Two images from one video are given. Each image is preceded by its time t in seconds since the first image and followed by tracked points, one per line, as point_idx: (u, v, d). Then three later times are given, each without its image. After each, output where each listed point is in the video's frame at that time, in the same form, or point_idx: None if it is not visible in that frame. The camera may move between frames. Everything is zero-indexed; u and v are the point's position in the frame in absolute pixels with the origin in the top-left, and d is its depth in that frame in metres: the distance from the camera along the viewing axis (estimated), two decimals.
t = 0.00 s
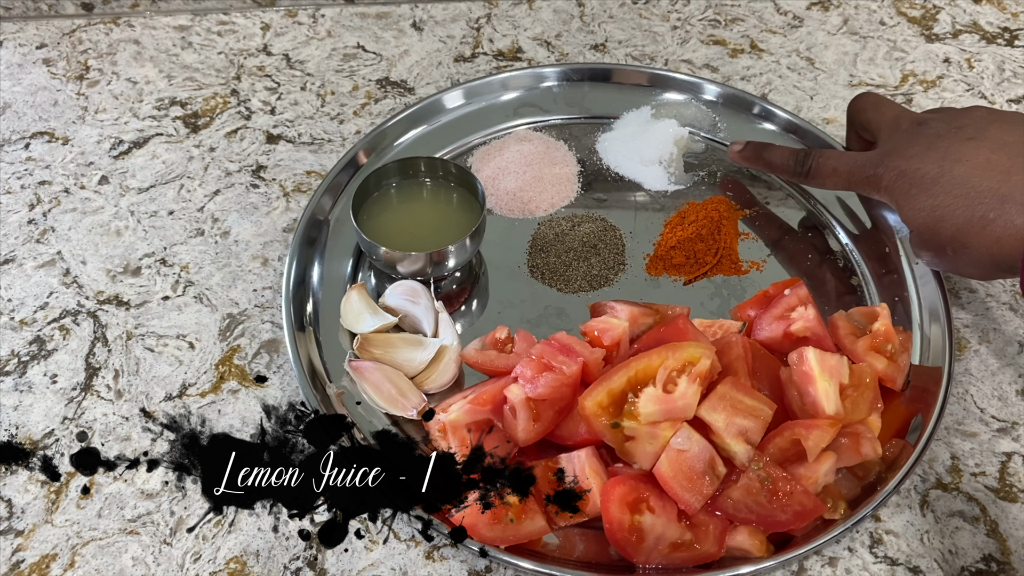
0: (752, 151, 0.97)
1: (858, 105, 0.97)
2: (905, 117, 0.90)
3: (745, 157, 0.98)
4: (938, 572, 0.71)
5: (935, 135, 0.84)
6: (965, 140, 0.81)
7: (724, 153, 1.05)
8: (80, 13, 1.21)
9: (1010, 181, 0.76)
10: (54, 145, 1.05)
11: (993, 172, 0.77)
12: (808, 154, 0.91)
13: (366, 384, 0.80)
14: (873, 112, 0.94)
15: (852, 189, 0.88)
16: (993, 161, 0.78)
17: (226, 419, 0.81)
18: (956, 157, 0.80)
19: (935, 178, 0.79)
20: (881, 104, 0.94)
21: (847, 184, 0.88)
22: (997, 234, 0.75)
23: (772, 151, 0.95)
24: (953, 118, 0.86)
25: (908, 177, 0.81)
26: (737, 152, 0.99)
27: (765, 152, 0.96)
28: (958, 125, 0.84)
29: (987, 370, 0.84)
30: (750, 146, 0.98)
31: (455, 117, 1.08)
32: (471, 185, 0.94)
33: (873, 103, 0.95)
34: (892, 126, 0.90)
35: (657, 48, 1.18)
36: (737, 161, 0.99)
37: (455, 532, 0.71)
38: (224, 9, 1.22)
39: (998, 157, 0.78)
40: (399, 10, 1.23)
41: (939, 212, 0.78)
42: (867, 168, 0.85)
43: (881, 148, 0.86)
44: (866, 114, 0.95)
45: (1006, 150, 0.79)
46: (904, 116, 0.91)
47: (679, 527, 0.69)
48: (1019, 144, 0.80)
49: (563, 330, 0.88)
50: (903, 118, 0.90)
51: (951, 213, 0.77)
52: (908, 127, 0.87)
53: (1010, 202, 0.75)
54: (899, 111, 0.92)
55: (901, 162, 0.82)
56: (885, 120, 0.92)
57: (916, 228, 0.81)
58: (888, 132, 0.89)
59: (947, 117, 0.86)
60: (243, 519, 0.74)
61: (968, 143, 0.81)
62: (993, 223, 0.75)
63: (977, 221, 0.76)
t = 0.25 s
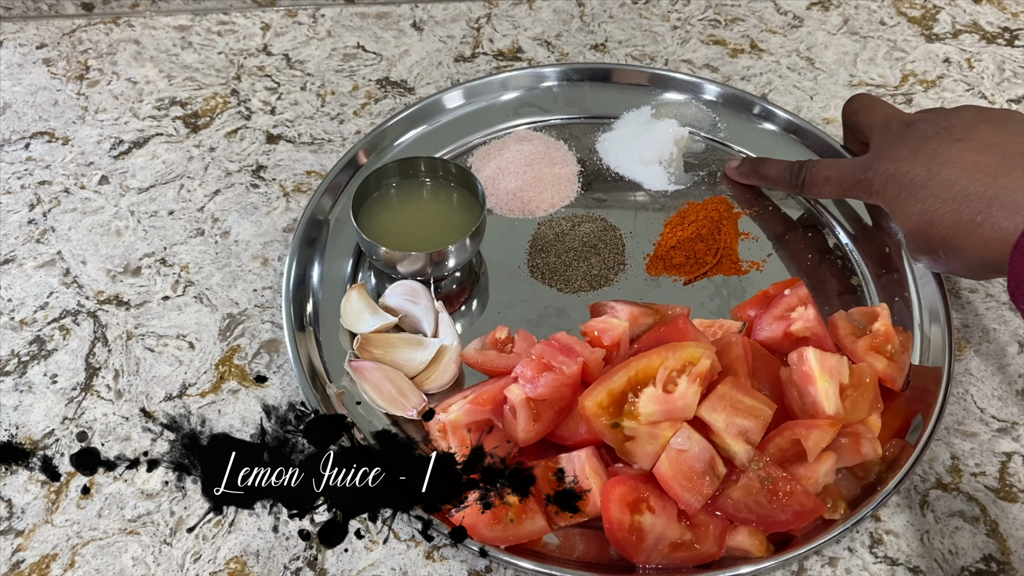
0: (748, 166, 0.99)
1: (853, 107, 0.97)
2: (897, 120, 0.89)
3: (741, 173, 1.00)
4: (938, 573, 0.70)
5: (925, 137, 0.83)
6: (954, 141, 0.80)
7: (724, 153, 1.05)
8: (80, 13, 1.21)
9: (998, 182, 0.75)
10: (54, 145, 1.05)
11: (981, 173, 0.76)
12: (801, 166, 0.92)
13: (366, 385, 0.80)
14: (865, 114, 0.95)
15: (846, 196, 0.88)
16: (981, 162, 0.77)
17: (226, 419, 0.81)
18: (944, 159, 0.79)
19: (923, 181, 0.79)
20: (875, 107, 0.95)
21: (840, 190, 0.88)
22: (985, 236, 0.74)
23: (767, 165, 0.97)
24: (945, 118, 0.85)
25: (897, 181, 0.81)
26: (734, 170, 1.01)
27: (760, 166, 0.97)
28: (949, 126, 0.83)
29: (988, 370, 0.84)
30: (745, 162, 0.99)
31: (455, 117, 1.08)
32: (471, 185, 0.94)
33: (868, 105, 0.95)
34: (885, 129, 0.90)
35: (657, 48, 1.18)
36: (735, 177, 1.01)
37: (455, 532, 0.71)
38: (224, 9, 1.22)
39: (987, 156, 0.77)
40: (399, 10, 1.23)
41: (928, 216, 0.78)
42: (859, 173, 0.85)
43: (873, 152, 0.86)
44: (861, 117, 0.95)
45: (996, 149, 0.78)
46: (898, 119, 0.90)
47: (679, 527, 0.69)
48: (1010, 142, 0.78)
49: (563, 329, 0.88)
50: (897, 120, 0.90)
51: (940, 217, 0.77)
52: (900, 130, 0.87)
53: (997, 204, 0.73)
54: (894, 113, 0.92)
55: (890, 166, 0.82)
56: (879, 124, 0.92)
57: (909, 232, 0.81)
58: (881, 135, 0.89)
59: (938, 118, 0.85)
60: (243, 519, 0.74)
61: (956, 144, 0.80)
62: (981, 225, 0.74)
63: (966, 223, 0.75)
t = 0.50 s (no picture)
0: (747, 167, 0.99)
1: (853, 107, 0.97)
2: (896, 120, 0.89)
3: (740, 175, 1.00)
4: (938, 573, 0.71)
5: (923, 138, 0.83)
6: (951, 141, 0.80)
7: (724, 153, 1.05)
8: (80, 13, 1.21)
9: (995, 183, 0.75)
10: (54, 145, 1.05)
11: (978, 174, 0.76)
12: (800, 167, 0.92)
13: (366, 385, 0.80)
14: (864, 114, 0.94)
15: (845, 197, 0.88)
16: (978, 163, 0.77)
17: (226, 420, 0.81)
18: (942, 159, 0.79)
19: (920, 183, 0.79)
20: (875, 106, 0.94)
21: (839, 191, 0.88)
22: (983, 237, 0.74)
23: (766, 166, 0.97)
24: (943, 118, 0.85)
25: (895, 182, 0.81)
26: (734, 171, 1.01)
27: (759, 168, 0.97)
28: (946, 126, 0.83)
29: (988, 370, 0.84)
30: (744, 163, 0.99)
31: (455, 117, 1.08)
32: (471, 185, 0.94)
33: (868, 105, 0.95)
34: (883, 129, 0.89)
35: (657, 48, 1.18)
36: (735, 178, 1.01)
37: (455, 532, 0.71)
38: (224, 9, 1.22)
39: (984, 157, 0.77)
40: (399, 10, 1.23)
41: (926, 218, 0.78)
42: (857, 173, 0.85)
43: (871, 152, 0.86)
44: (861, 117, 0.95)
45: (993, 150, 0.78)
46: (897, 118, 0.90)
47: (679, 527, 0.69)
48: (1007, 143, 0.78)
49: (563, 329, 0.88)
50: (895, 120, 0.89)
51: (937, 218, 0.77)
52: (898, 130, 0.87)
53: (995, 205, 0.74)
54: (893, 112, 0.92)
55: (887, 167, 0.82)
56: (878, 124, 0.92)
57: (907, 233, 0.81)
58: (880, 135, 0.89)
59: (936, 118, 0.85)
60: (244, 519, 0.74)
61: (954, 144, 0.80)
62: (979, 226, 0.74)
63: (964, 224, 0.75)
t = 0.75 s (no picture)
0: (746, 166, 0.99)
1: (852, 106, 0.97)
2: (894, 120, 0.89)
3: (740, 175, 1.00)
4: (938, 572, 0.70)
5: (921, 137, 0.83)
6: (950, 140, 0.80)
7: (724, 153, 1.05)
8: (80, 13, 1.21)
9: (995, 182, 0.75)
10: (54, 145, 1.05)
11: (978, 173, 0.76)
12: (799, 167, 0.92)
13: (366, 384, 0.80)
14: (864, 113, 0.94)
15: (844, 196, 0.88)
16: (977, 162, 0.77)
17: (226, 420, 0.81)
18: (941, 158, 0.79)
19: (920, 182, 0.79)
20: (874, 105, 0.94)
21: (839, 190, 0.88)
22: (984, 236, 0.74)
23: (765, 166, 0.97)
24: (941, 118, 0.85)
25: (894, 181, 0.81)
26: (734, 171, 1.01)
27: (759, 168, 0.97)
28: (944, 125, 0.83)
29: (988, 370, 0.84)
30: (744, 163, 0.99)
31: (455, 117, 1.08)
32: (471, 185, 0.94)
33: (867, 104, 0.95)
34: (882, 129, 0.89)
35: (657, 48, 1.18)
36: (734, 177, 1.01)
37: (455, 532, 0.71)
38: (224, 9, 1.22)
39: (984, 156, 0.77)
40: (399, 10, 1.23)
41: (926, 217, 0.78)
42: (856, 173, 0.85)
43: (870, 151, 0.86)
44: (859, 117, 0.95)
45: (992, 149, 0.78)
46: (896, 118, 0.90)
47: (679, 527, 0.69)
48: (1005, 142, 0.79)
49: (563, 329, 0.88)
50: (893, 120, 0.89)
51: (938, 217, 0.77)
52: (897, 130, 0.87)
53: (996, 204, 0.74)
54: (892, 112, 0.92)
55: (886, 166, 0.82)
56: (877, 123, 0.91)
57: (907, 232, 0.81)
58: (878, 135, 0.89)
59: (934, 117, 0.85)
60: (244, 519, 0.74)
61: (953, 143, 0.80)
62: (979, 225, 0.74)
63: (965, 223, 0.75)
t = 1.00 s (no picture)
0: (746, 166, 0.99)
1: (852, 106, 0.97)
2: (894, 119, 0.89)
3: (739, 175, 1.00)
4: (938, 572, 0.70)
5: (922, 136, 0.83)
6: (951, 140, 0.81)
7: (724, 153, 1.05)
8: (80, 13, 1.21)
9: (996, 181, 0.75)
10: (54, 145, 1.05)
11: (979, 172, 0.76)
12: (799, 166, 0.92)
13: (366, 385, 0.80)
14: (863, 113, 0.94)
15: (844, 196, 0.88)
16: (978, 161, 0.77)
17: (226, 420, 0.81)
18: (941, 158, 0.79)
19: (921, 181, 0.79)
20: (872, 105, 0.94)
21: (839, 190, 0.88)
22: (986, 235, 0.74)
23: (765, 165, 0.97)
24: (941, 118, 0.85)
25: (895, 180, 0.81)
26: (734, 171, 1.01)
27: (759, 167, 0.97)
28: (945, 124, 0.83)
29: (987, 370, 0.84)
30: (743, 163, 0.99)
31: (454, 116, 1.08)
32: (471, 185, 0.94)
33: (866, 104, 0.95)
34: (882, 128, 0.89)
35: (657, 48, 1.18)
36: (734, 177, 1.01)
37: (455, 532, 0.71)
38: (224, 9, 1.22)
39: (984, 156, 0.78)
40: (399, 10, 1.23)
41: (927, 215, 0.78)
42: (856, 172, 0.85)
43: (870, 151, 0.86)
44: (857, 115, 0.95)
45: (993, 148, 0.78)
46: (895, 118, 0.90)
47: (679, 527, 0.69)
48: (1005, 142, 0.79)
49: (563, 330, 0.88)
50: (893, 120, 0.90)
51: (938, 215, 0.77)
52: (897, 130, 0.87)
53: (997, 203, 0.74)
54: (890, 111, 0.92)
55: (887, 165, 0.82)
56: (876, 123, 0.92)
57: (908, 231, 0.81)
58: (877, 135, 0.89)
59: (934, 117, 0.85)
60: (243, 519, 0.74)
61: (953, 143, 0.80)
62: (981, 224, 0.74)
63: (966, 222, 0.75)
